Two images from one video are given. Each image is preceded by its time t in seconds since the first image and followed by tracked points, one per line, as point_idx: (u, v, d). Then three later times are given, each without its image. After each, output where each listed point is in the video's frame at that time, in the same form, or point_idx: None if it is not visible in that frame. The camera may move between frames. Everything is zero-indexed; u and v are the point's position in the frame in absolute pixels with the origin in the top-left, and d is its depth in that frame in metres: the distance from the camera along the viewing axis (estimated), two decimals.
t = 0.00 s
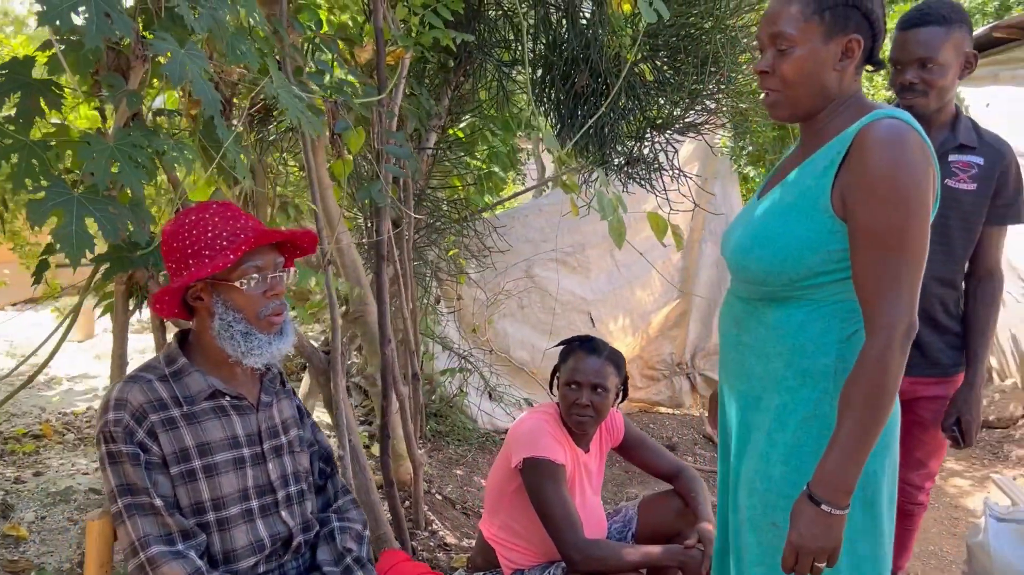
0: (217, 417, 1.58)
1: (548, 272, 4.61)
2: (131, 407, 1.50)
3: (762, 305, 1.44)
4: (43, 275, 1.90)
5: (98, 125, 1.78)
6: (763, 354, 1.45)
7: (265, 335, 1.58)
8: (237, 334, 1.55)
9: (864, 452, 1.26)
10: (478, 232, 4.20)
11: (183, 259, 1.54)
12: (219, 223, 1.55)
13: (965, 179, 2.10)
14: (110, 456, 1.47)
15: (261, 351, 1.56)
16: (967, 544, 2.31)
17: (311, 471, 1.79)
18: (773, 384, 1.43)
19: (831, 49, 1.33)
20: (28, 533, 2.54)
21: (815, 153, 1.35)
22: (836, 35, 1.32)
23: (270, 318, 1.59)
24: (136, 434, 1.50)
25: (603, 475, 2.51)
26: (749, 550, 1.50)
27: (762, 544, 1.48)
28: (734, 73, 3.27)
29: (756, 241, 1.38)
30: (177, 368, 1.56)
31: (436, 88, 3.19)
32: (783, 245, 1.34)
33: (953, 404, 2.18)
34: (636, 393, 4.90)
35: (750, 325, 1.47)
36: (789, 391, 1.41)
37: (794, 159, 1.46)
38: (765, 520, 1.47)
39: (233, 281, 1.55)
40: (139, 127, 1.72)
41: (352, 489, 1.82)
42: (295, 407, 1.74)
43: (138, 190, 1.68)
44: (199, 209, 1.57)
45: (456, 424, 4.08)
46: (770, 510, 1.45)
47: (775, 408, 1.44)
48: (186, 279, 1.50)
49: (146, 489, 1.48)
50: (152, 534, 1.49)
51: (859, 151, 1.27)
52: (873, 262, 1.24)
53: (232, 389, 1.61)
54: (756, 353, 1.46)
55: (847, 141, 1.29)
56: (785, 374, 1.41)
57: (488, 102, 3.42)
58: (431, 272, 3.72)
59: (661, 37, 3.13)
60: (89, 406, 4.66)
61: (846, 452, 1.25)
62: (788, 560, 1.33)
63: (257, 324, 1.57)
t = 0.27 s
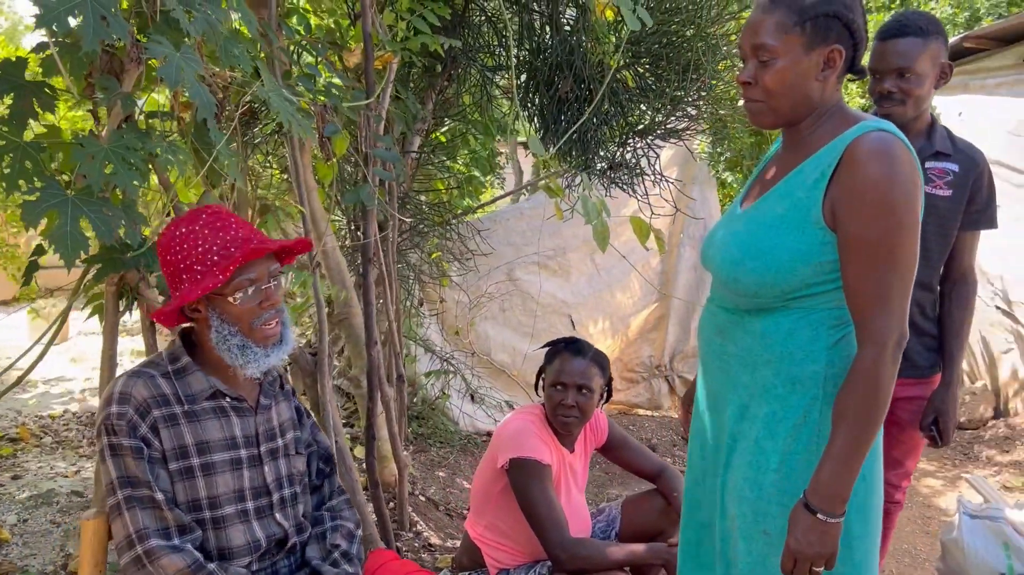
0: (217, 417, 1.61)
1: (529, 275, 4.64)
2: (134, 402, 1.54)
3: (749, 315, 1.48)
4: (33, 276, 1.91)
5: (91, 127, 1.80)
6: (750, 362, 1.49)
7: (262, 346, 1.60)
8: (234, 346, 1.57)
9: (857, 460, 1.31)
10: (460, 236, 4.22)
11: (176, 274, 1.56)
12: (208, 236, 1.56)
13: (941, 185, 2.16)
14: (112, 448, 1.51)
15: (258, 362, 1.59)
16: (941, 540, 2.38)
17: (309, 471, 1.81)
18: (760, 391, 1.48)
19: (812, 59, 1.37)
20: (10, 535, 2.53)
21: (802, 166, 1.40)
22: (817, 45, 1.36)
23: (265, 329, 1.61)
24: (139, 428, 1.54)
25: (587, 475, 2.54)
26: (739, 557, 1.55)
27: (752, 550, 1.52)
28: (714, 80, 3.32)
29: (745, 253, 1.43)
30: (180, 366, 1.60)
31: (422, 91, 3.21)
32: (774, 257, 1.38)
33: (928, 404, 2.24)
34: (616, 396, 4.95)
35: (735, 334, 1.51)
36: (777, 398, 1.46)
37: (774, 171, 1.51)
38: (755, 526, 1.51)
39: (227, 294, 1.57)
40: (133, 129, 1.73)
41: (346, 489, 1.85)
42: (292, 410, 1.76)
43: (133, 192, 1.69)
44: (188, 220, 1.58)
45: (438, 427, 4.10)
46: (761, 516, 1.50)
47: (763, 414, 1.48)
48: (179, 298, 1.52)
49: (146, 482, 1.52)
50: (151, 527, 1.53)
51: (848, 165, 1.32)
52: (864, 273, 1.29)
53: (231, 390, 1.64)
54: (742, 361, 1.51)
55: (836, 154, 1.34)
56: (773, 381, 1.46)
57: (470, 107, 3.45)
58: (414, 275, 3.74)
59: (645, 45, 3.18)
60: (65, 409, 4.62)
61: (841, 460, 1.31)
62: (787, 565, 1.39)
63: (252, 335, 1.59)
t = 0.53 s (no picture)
0: (212, 419, 1.63)
1: (518, 279, 4.68)
2: (131, 406, 1.55)
3: (743, 328, 1.53)
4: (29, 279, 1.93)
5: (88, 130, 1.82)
6: (744, 373, 1.54)
7: (277, 328, 1.67)
8: (254, 334, 1.63)
9: (857, 469, 1.35)
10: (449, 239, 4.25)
11: (182, 280, 1.56)
12: (204, 236, 1.59)
13: (922, 192, 2.21)
14: (109, 451, 1.52)
15: (278, 343, 1.66)
16: (923, 541, 2.43)
17: (301, 470, 1.84)
18: (754, 400, 1.53)
19: (798, 75, 1.42)
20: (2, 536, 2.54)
21: (792, 181, 1.44)
22: (801, 59, 1.41)
23: (274, 313, 1.67)
24: (136, 432, 1.55)
25: (576, 476, 2.58)
26: (737, 565, 1.59)
27: (749, 559, 1.56)
28: (702, 88, 3.38)
29: (739, 268, 1.47)
30: (173, 369, 1.62)
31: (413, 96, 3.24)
32: (769, 271, 1.43)
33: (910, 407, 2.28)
34: (604, 399, 4.99)
35: (727, 346, 1.56)
36: (771, 407, 1.51)
37: (762, 184, 1.56)
38: (753, 534, 1.55)
39: (237, 286, 1.62)
40: (130, 133, 1.76)
41: (339, 488, 1.88)
42: (285, 409, 1.79)
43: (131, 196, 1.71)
44: (176, 227, 1.59)
45: (427, 430, 4.13)
46: (758, 524, 1.54)
47: (757, 422, 1.53)
48: (206, 294, 1.54)
49: (144, 485, 1.53)
50: (148, 530, 1.54)
51: (839, 178, 1.36)
52: (859, 285, 1.33)
53: (226, 391, 1.67)
54: (735, 372, 1.55)
55: (825, 168, 1.39)
56: (768, 390, 1.50)
57: (461, 111, 3.48)
58: (404, 278, 3.77)
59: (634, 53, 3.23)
60: (54, 411, 4.62)
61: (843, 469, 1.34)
62: None
63: (266, 320, 1.66)
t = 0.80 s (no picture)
0: (210, 420, 1.67)
1: (515, 284, 4.74)
2: (129, 410, 1.58)
3: (732, 326, 1.58)
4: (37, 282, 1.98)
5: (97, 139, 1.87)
6: (732, 370, 1.59)
7: (266, 338, 1.70)
8: (244, 344, 1.66)
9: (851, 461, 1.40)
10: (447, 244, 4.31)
11: (176, 289, 1.60)
12: (198, 247, 1.63)
13: (907, 200, 2.27)
14: (109, 455, 1.55)
15: (266, 353, 1.69)
16: (909, 541, 2.48)
17: (297, 468, 1.90)
18: (742, 396, 1.59)
19: (791, 87, 1.48)
20: (6, 535, 2.59)
21: (784, 186, 1.50)
22: (796, 73, 1.47)
23: (265, 322, 1.71)
24: (135, 435, 1.58)
25: (570, 477, 2.63)
26: (729, 556, 1.65)
27: (739, 549, 1.62)
28: (695, 96, 3.44)
29: (729, 269, 1.52)
30: (171, 372, 1.65)
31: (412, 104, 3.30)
32: (759, 272, 1.48)
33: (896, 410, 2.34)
34: (599, 402, 5.05)
35: (716, 344, 1.61)
36: (761, 402, 1.56)
37: (753, 189, 1.61)
38: (744, 526, 1.61)
39: (229, 295, 1.65)
40: (137, 141, 1.81)
41: (336, 484, 1.93)
42: (280, 409, 1.84)
43: (138, 202, 1.77)
44: (171, 236, 1.63)
45: (424, 432, 4.18)
46: (750, 517, 1.60)
47: (746, 418, 1.59)
48: (199, 306, 1.58)
49: (145, 486, 1.57)
50: (152, 529, 1.57)
51: (829, 184, 1.42)
52: (848, 286, 1.39)
53: (223, 395, 1.70)
54: (723, 369, 1.61)
55: (817, 175, 1.44)
56: (756, 386, 1.56)
57: (458, 118, 3.53)
58: (402, 283, 3.83)
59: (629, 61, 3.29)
60: (54, 413, 4.66)
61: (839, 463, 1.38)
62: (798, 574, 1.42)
63: (256, 330, 1.69)
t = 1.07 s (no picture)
0: (220, 418, 1.72)
1: (515, 287, 4.79)
2: (144, 407, 1.64)
3: (729, 319, 1.63)
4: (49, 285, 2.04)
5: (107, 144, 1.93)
6: (732, 361, 1.64)
7: (279, 339, 1.76)
8: (258, 344, 1.72)
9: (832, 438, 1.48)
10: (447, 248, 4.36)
11: (194, 290, 1.65)
12: (218, 250, 1.68)
13: (898, 203, 2.32)
14: (123, 451, 1.61)
15: (279, 354, 1.75)
16: (901, 537, 2.53)
17: (304, 466, 1.94)
18: (743, 387, 1.63)
19: (780, 94, 1.53)
20: (16, 532, 2.64)
21: (772, 187, 1.56)
22: (784, 82, 1.52)
23: (280, 324, 1.77)
24: (148, 432, 1.64)
25: (569, 476, 2.68)
26: (732, 540, 1.71)
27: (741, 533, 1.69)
28: (692, 101, 3.50)
29: (728, 265, 1.57)
30: (182, 371, 1.70)
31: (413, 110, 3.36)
32: (756, 267, 1.54)
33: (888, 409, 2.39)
34: (598, 404, 5.10)
35: (716, 337, 1.66)
36: (759, 392, 1.62)
37: (741, 189, 1.67)
38: (746, 510, 1.68)
39: (245, 297, 1.71)
40: (147, 147, 1.86)
41: (340, 482, 1.98)
42: (287, 408, 1.89)
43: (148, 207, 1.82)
44: (192, 238, 1.68)
45: (425, 434, 4.23)
46: (753, 501, 1.67)
47: (745, 408, 1.64)
48: (218, 308, 1.64)
49: (157, 481, 1.62)
50: (162, 523, 1.63)
51: (816, 183, 1.49)
52: (835, 280, 1.46)
53: (233, 393, 1.76)
54: (723, 361, 1.65)
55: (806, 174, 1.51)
56: (756, 376, 1.61)
57: (458, 123, 3.59)
58: (403, 286, 3.88)
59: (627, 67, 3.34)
60: (59, 415, 4.72)
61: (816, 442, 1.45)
62: (774, 536, 1.53)
63: (271, 331, 1.75)
